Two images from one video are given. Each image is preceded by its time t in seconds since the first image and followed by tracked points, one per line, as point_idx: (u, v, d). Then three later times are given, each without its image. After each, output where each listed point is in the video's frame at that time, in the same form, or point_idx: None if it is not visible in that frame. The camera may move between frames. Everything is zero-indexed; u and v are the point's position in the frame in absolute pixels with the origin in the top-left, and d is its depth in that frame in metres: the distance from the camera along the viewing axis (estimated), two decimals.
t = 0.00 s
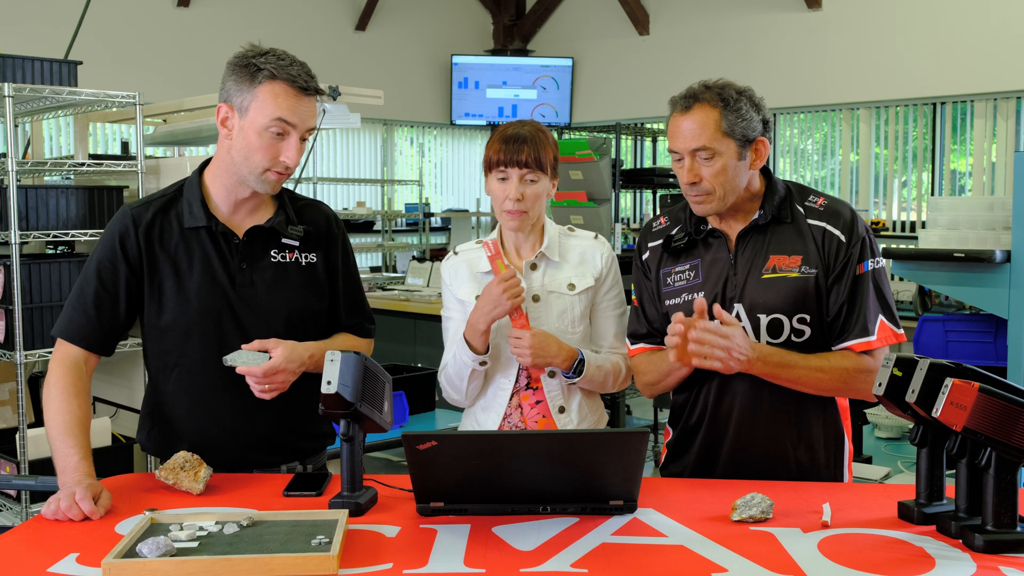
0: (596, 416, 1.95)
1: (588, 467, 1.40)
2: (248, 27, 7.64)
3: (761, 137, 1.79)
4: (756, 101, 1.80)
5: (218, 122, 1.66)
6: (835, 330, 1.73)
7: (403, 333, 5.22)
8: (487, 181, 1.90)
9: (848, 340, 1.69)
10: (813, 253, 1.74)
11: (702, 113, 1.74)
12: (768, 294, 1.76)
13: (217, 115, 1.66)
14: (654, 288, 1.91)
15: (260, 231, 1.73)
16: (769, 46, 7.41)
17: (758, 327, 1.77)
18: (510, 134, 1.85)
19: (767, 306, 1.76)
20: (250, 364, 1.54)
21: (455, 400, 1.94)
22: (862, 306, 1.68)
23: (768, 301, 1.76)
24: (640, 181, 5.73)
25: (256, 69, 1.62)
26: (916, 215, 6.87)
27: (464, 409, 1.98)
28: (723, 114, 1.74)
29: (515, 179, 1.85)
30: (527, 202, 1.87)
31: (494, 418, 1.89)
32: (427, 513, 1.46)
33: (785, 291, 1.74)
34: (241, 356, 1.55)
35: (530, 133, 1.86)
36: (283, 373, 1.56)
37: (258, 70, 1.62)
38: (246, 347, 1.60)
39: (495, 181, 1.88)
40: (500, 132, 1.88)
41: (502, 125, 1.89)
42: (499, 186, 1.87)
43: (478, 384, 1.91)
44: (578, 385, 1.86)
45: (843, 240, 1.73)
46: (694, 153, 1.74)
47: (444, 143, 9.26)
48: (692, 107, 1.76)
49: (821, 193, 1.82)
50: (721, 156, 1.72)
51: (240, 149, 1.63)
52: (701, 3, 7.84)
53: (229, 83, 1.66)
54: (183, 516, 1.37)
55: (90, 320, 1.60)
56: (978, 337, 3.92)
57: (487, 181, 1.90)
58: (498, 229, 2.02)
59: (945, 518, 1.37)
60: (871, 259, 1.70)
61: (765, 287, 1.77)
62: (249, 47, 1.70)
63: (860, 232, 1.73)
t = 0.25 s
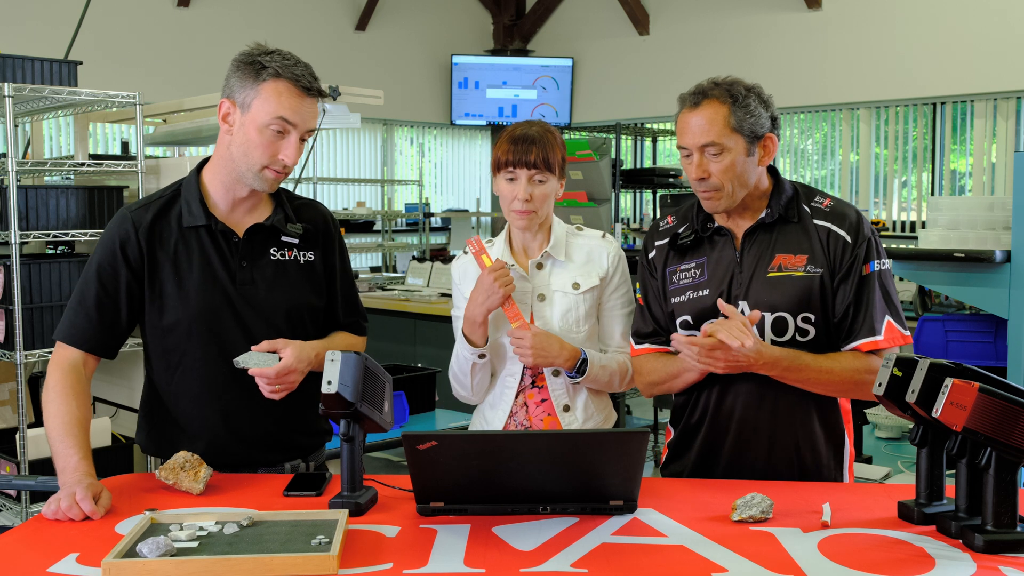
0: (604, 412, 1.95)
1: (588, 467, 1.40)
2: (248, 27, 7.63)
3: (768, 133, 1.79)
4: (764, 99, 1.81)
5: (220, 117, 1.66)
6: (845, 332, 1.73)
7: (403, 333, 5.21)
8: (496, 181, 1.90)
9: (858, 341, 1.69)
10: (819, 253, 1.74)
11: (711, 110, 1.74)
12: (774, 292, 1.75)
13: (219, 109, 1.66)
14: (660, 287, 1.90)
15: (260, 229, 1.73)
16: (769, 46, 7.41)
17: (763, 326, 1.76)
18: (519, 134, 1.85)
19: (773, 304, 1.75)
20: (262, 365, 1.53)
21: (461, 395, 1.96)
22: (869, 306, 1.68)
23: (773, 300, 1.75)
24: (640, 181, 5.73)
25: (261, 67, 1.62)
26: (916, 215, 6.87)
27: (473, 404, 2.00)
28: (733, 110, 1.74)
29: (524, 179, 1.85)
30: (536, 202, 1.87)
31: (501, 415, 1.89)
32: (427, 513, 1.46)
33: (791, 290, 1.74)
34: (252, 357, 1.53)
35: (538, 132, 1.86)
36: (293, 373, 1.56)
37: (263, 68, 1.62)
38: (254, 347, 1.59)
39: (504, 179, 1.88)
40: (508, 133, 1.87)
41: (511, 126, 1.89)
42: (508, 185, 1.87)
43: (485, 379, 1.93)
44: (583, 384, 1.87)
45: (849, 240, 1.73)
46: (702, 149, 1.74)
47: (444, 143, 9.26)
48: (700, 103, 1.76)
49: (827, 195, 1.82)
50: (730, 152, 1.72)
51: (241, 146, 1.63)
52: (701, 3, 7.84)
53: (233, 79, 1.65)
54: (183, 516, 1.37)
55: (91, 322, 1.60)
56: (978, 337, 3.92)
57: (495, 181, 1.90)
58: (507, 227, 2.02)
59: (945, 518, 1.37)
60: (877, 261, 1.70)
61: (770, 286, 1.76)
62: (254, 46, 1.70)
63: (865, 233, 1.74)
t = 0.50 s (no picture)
0: (609, 410, 1.96)
1: (588, 467, 1.40)
2: (248, 27, 7.63)
3: (778, 134, 1.79)
4: (774, 99, 1.81)
5: (229, 115, 1.65)
6: (859, 337, 1.73)
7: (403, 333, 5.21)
8: (500, 181, 1.90)
9: (878, 345, 1.68)
10: (827, 254, 1.74)
11: (722, 108, 1.74)
12: (779, 293, 1.75)
13: (228, 108, 1.65)
14: (664, 287, 1.90)
15: (261, 226, 1.74)
16: (769, 46, 7.41)
17: (766, 326, 1.75)
18: (523, 134, 1.85)
19: (778, 304, 1.74)
20: (265, 359, 1.53)
21: (471, 393, 1.97)
22: (883, 310, 1.69)
23: (779, 300, 1.75)
24: (640, 181, 5.73)
25: (275, 68, 1.62)
26: (916, 215, 6.88)
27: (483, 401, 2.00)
28: (744, 110, 1.74)
29: (529, 180, 1.85)
30: (540, 203, 1.87)
31: (507, 414, 1.90)
32: (427, 513, 1.46)
33: (798, 292, 1.73)
34: (254, 351, 1.54)
35: (543, 132, 1.86)
36: (295, 369, 1.57)
37: (276, 69, 1.62)
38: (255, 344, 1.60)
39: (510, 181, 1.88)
40: (513, 134, 1.87)
41: (515, 127, 1.88)
42: (513, 186, 1.87)
43: (492, 377, 1.95)
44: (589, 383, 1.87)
45: (857, 244, 1.73)
46: (712, 147, 1.74)
47: (444, 143, 9.27)
48: (712, 101, 1.76)
49: (832, 199, 1.83)
50: (739, 151, 1.73)
51: (251, 144, 1.63)
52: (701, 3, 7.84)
53: (244, 78, 1.64)
54: (183, 516, 1.37)
55: (90, 316, 1.59)
56: (979, 337, 3.92)
57: (500, 182, 1.90)
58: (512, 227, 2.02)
59: (945, 518, 1.37)
60: (889, 263, 1.71)
61: (776, 286, 1.76)
62: (264, 46, 1.70)
63: (873, 237, 1.74)
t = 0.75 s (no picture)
0: (614, 410, 1.96)
1: (588, 468, 1.40)
2: (248, 27, 7.63)
3: (780, 137, 1.78)
4: (779, 102, 1.81)
5: (233, 116, 1.65)
6: (861, 335, 1.73)
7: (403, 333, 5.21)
8: (502, 181, 1.89)
9: (877, 342, 1.69)
10: (830, 252, 1.74)
11: (724, 108, 1.75)
12: (782, 289, 1.75)
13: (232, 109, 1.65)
14: (666, 285, 1.90)
15: (264, 230, 1.75)
16: (769, 46, 7.41)
17: (770, 323, 1.75)
18: (525, 134, 1.85)
19: (781, 301, 1.74)
20: (273, 365, 1.52)
21: (474, 395, 1.95)
22: (886, 307, 1.69)
23: (782, 297, 1.74)
24: (640, 181, 5.73)
25: (281, 70, 1.63)
26: (916, 215, 6.88)
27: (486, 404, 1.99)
28: (746, 111, 1.74)
29: (531, 180, 1.85)
30: (543, 203, 1.87)
31: (515, 414, 1.89)
32: (427, 513, 1.46)
33: (802, 289, 1.73)
34: (262, 356, 1.52)
35: (544, 132, 1.85)
36: (301, 374, 1.57)
37: (282, 72, 1.63)
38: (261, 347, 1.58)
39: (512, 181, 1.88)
40: (516, 133, 1.87)
41: (517, 126, 1.88)
42: (515, 187, 1.87)
43: (498, 378, 1.92)
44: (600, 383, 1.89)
45: (860, 241, 1.74)
46: (712, 147, 1.75)
47: (444, 143, 9.27)
48: (716, 101, 1.77)
49: (835, 198, 1.83)
50: (739, 152, 1.73)
51: (254, 146, 1.63)
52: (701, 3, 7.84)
53: (249, 80, 1.65)
54: (183, 516, 1.37)
55: (95, 317, 1.58)
56: (979, 337, 3.92)
57: (502, 182, 1.90)
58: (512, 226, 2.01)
59: (945, 518, 1.37)
60: (890, 261, 1.72)
61: (779, 283, 1.76)
62: (268, 49, 1.71)
63: (875, 235, 1.75)
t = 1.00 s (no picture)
0: (609, 412, 1.96)
1: (588, 468, 1.40)
2: (248, 27, 7.63)
3: (779, 137, 1.78)
4: (778, 102, 1.81)
5: (220, 121, 1.65)
6: (861, 334, 1.73)
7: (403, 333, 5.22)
8: (500, 181, 1.89)
9: (876, 341, 1.69)
10: (829, 251, 1.74)
11: (722, 109, 1.75)
12: (782, 288, 1.75)
13: (219, 113, 1.65)
14: (665, 285, 1.90)
15: (261, 231, 1.74)
16: (769, 46, 7.41)
17: (769, 322, 1.75)
18: (523, 134, 1.85)
19: (780, 300, 1.74)
20: (264, 367, 1.52)
21: (470, 396, 1.93)
22: (885, 305, 1.69)
23: (782, 296, 1.74)
24: (640, 181, 5.73)
25: (264, 71, 1.63)
26: (916, 215, 6.88)
27: (480, 405, 1.97)
28: (744, 112, 1.74)
29: (530, 180, 1.85)
30: (542, 202, 1.87)
31: (513, 416, 1.88)
32: (427, 513, 1.46)
33: (801, 288, 1.73)
34: (254, 359, 1.53)
35: (541, 132, 1.85)
36: (295, 375, 1.57)
37: (265, 72, 1.63)
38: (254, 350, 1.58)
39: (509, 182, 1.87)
40: (513, 133, 1.86)
41: (513, 126, 1.88)
42: (513, 187, 1.87)
43: (495, 380, 1.90)
44: (599, 383, 1.90)
45: (859, 239, 1.74)
46: (711, 148, 1.74)
47: (444, 143, 9.27)
48: (713, 102, 1.77)
49: (835, 197, 1.83)
50: (737, 154, 1.73)
51: (243, 149, 1.63)
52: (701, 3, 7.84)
53: (234, 84, 1.65)
54: (183, 516, 1.37)
55: (96, 328, 1.60)
56: (979, 337, 3.92)
57: (499, 182, 1.89)
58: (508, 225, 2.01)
59: (945, 519, 1.37)
60: (890, 260, 1.72)
61: (779, 282, 1.75)
62: (251, 50, 1.70)
63: (875, 234, 1.75)
